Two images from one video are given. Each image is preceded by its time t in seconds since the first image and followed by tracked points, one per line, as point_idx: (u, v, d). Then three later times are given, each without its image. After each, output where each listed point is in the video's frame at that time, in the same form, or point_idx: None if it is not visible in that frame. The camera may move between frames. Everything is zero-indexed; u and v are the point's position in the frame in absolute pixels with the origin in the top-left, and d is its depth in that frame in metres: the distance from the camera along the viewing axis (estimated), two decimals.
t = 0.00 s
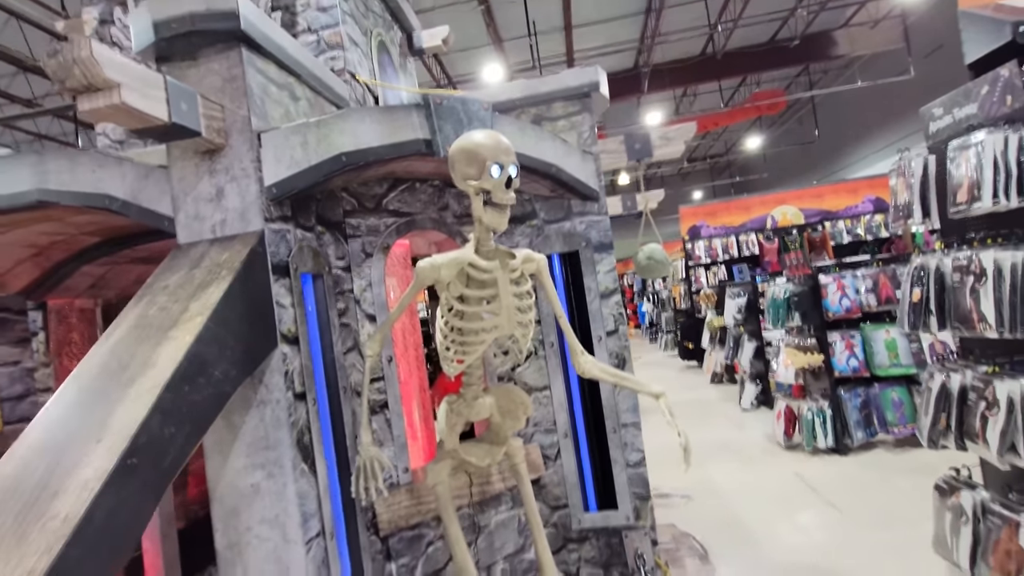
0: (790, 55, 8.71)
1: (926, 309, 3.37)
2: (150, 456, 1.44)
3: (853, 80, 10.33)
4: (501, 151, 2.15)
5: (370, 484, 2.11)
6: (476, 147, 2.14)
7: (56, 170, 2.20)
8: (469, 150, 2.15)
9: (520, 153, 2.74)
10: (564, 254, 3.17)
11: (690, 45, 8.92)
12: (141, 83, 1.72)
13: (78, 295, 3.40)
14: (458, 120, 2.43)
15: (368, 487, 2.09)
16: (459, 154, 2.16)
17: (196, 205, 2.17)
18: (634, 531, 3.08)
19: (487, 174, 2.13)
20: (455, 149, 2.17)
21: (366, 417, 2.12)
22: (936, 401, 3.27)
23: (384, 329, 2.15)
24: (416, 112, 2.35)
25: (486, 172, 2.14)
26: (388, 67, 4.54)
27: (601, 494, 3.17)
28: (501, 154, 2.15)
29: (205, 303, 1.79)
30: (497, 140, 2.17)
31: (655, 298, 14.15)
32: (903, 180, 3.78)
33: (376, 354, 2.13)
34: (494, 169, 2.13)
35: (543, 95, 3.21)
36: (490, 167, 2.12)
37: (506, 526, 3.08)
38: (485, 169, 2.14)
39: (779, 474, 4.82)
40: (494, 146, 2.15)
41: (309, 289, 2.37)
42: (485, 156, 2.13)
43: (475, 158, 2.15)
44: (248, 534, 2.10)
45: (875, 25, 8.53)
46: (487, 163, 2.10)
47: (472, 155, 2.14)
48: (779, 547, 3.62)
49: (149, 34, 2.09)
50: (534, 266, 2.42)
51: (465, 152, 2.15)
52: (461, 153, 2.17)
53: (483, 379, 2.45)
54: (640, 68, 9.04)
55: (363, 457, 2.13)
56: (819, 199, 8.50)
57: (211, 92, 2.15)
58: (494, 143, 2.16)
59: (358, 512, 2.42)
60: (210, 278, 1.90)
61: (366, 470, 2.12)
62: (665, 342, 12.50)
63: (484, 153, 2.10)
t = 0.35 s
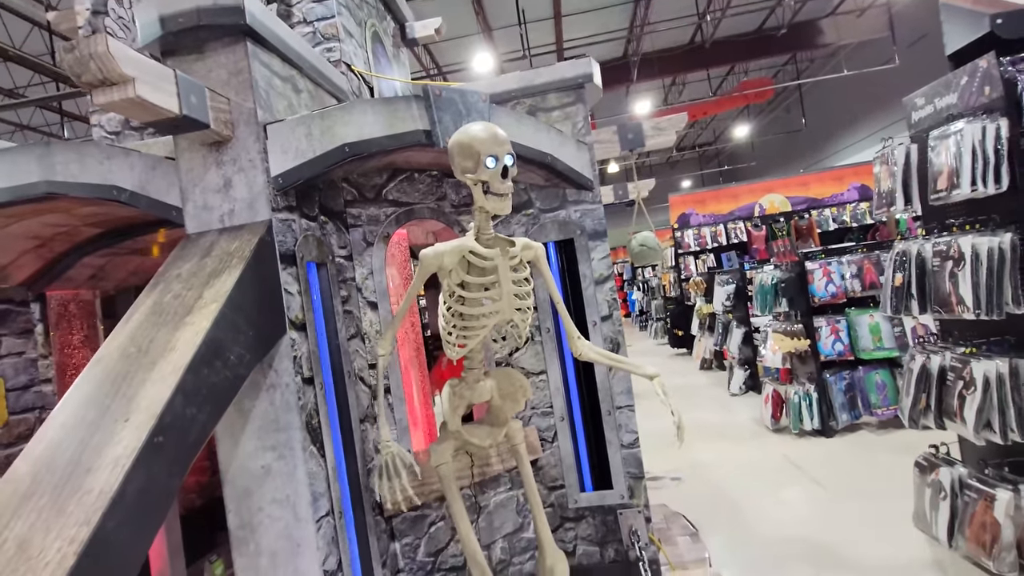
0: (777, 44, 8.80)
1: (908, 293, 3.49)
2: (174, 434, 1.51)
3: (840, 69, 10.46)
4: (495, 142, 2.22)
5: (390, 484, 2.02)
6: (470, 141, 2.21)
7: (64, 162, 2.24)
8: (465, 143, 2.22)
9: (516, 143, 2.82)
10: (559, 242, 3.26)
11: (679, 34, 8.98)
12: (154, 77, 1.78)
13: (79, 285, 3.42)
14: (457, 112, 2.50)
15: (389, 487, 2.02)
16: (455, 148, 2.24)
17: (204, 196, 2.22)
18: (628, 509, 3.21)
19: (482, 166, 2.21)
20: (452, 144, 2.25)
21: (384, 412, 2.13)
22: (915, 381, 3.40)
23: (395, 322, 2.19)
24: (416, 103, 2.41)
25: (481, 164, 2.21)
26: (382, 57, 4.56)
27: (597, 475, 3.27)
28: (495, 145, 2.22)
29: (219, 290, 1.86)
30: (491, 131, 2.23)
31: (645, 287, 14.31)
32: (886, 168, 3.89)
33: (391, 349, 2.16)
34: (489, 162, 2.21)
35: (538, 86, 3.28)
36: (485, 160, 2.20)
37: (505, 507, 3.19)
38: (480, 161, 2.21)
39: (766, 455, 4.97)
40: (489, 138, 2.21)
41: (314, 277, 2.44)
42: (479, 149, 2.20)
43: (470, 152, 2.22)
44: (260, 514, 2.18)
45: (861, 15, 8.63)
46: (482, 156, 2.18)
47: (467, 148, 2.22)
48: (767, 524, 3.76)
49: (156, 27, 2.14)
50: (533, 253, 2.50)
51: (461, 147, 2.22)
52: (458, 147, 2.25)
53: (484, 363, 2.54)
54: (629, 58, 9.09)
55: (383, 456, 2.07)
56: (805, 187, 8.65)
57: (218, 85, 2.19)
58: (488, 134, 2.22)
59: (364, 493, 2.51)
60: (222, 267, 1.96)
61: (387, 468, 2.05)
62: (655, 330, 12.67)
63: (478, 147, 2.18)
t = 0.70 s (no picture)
0: (765, 34, 8.79)
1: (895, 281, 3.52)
2: (161, 434, 1.50)
3: (828, 59, 10.48)
4: (482, 135, 2.20)
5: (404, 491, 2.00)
6: (455, 133, 2.20)
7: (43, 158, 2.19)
8: (451, 135, 2.21)
9: (504, 136, 2.80)
10: (549, 235, 3.25)
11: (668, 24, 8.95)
12: (134, 70, 1.74)
13: (63, 284, 3.37)
14: (445, 105, 2.49)
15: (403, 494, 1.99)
16: (443, 140, 2.24)
17: (189, 192, 2.19)
18: (620, 500, 3.23)
19: (467, 158, 2.19)
20: (440, 136, 2.25)
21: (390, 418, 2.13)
22: (903, 368, 3.43)
23: (393, 331, 2.23)
24: (403, 96, 2.39)
25: (466, 157, 2.20)
26: (369, 49, 4.51)
27: (589, 466, 3.28)
28: (481, 138, 2.20)
29: (205, 288, 1.84)
30: (478, 123, 2.21)
31: (636, 278, 14.34)
32: (873, 158, 3.85)
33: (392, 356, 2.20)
34: (474, 154, 2.19)
35: (526, 78, 3.25)
36: (469, 152, 2.18)
37: (498, 500, 3.19)
38: (465, 153, 2.20)
39: (756, 444, 5.02)
40: (475, 130, 2.19)
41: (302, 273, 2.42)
42: (463, 142, 2.18)
43: (456, 144, 2.21)
44: (251, 511, 2.16)
45: (849, 4, 8.64)
46: (465, 149, 2.16)
47: (453, 141, 2.21)
48: (757, 512, 3.80)
49: (135, 20, 2.09)
50: (523, 247, 2.50)
51: (447, 139, 2.22)
52: (446, 140, 2.25)
53: (475, 357, 2.54)
54: (618, 48, 9.04)
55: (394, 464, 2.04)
56: (794, 177, 8.68)
57: (200, 78, 2.15)
58: (475, 127, 2.20)
59: (356, 489, 2.50)
60: (208, 264, 1.93)
61: (398, 477, 2.03)
62: (646, 321, 12.72)
63: (461, 139, 2.16)
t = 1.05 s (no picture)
0: (761, 26, 8.69)
1: (895, 274, 3.45)
2: (130, 446, 1.42)
3: (824, 50, 10.38)
4: (462, 128, 2.12)
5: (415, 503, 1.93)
6: (435, 128, 2.15)
7: (12, 157, 2.11)
8: (433, 130, 2.16)
9: (494, 130, 2.72)
10: (542, 231, 3.17)
11: (663, 17, 8.85)
12: (99, 63, 1.66)
13: (44, 287, 3.29)
14: (433, 98, 2.41)
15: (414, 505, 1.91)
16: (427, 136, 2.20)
17: (165, 191, 2.11)
18: (617, 500, 3.15)
19: (445, 153, 2.12)
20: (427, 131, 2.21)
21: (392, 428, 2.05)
22: (903, 361, 3.36)
23: (386, 341, 2.16)
24: (389, 89, 2.31)
25: (444, 152, 2.13)
26: (357, 44, 4.40)
27: (586, 466, 3.21)
28: (461, 131, 2.12)
29: (180, 290, 1.76)
30: (459, 116, 2.13)
31: (633, 273, 14.26)
32: (872, 149, 3.80)
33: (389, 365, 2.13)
34: (451, 148, 2.11)
35: (517, 71, 3.16)
36: (446, 146, 2.11)
37: (493, 503, 3.11)
38: (443, 148, 2.13)
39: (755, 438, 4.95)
40: (454, 123, 2.12)
41: (286, 274, 2.34)
42: (440, 136, 2.12)
43: (437, 139, 2.16)
44: (235, 521, 2.08)
45: None
46: (441, 142, 2.09)
47: (434, 135, 2.16)
48: (756, 508, 3.74)
49: (104, 12, 2.00)
50: (514, 244, 2.41)
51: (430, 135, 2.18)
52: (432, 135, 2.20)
53: (466, 358, 2.46)
54: (613, 42, 8.94)
55: (400, 477, 1.97)
56: (791, 169, 8.59)
57: (175, 72, 2.07)
58: (455, 120, 2.12)
59: (345, 495, 2.43)
60: (184, 265, 1.86)
61: (407, 489, 1.95)
62: (644, 316, 12.65)
63: (436, 133, 2.10)
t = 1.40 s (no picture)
0: (771, 21, 8.50)
1: (914, 274, 3.29)
2: (94, 470, 1.33)
3: (836, 44, 10.17)
4: (452, 126, 2.00)
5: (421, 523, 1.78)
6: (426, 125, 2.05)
7: None
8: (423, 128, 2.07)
9: (493, 127, 2.60)
10: (545, 232, 3.04)
11: (670, 13, 8.69)
12: (67, 60, 1.57)
13: (38, 293, 3.23)
14: (428, 95, 2.30)
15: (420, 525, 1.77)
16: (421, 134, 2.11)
17: (145, 194, 2.02)
18: (625, 511, 3.02)
19: (434, 152, 2.02)
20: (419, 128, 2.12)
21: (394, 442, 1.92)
22: (924, 363, 3.20)
23: (387, 350, 2.03)
24: (382, 86, 2.20)
25: (433, 150, 2.03)
26: (356, 43, 4.28)
27: (592, 475, 3.08)
28: (451, 129, 2.01)
29: (156, 299, 1.67)
30: (450, 113, 2.01)
31: (643, 272, 14.08)
32: (889, 144, 3.67)
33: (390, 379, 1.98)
34: (440, 146, 2.01)
35: (518, 66, 3.04)
36: (434, 145, 2.01)
37: (496, 514, 2.99)
38: (433, 146, 2.03)
39: (768, 441, 4.79)
40: (444, 120, 2.01)
41: (275, 280, 2.24)
42: (429, 134, 2.02)
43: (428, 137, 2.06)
44: (221, 540, 1.98)
45: None
46: (428, 140, 2.00)
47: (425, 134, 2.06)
48: (768, 513, 3.60)
49: (79, 8, 1.91)
50: (514, 246, 2.30)
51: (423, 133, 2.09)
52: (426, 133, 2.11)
53: (465, 366, 2.34)
54: (620, 40, 8.79)
55: (403, 495, 1.84)
56: (803, 166, 8.40)
57: (154, 70, 1.98)
58: (444, 117, 2.01)
59: (339, 510, 2.32)
60: (161, 272, 1.77)
61: (412, 508, 1.81)
62: (654, 316, 12.47)
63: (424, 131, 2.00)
